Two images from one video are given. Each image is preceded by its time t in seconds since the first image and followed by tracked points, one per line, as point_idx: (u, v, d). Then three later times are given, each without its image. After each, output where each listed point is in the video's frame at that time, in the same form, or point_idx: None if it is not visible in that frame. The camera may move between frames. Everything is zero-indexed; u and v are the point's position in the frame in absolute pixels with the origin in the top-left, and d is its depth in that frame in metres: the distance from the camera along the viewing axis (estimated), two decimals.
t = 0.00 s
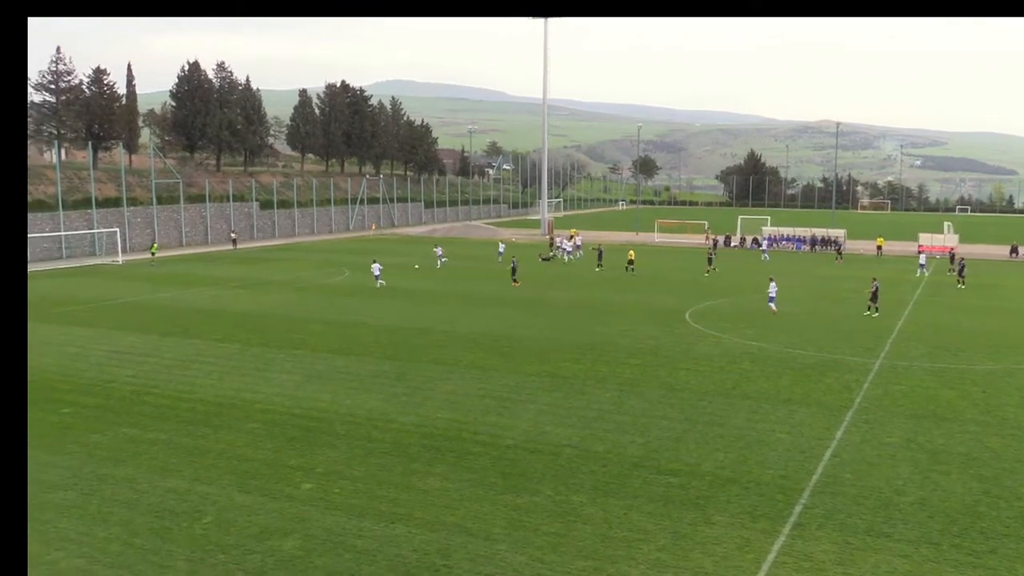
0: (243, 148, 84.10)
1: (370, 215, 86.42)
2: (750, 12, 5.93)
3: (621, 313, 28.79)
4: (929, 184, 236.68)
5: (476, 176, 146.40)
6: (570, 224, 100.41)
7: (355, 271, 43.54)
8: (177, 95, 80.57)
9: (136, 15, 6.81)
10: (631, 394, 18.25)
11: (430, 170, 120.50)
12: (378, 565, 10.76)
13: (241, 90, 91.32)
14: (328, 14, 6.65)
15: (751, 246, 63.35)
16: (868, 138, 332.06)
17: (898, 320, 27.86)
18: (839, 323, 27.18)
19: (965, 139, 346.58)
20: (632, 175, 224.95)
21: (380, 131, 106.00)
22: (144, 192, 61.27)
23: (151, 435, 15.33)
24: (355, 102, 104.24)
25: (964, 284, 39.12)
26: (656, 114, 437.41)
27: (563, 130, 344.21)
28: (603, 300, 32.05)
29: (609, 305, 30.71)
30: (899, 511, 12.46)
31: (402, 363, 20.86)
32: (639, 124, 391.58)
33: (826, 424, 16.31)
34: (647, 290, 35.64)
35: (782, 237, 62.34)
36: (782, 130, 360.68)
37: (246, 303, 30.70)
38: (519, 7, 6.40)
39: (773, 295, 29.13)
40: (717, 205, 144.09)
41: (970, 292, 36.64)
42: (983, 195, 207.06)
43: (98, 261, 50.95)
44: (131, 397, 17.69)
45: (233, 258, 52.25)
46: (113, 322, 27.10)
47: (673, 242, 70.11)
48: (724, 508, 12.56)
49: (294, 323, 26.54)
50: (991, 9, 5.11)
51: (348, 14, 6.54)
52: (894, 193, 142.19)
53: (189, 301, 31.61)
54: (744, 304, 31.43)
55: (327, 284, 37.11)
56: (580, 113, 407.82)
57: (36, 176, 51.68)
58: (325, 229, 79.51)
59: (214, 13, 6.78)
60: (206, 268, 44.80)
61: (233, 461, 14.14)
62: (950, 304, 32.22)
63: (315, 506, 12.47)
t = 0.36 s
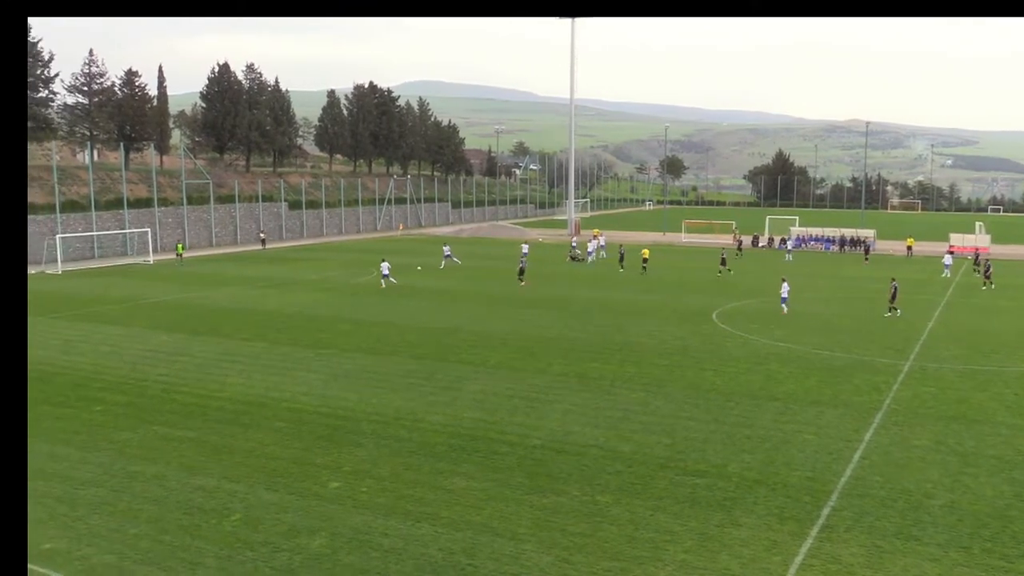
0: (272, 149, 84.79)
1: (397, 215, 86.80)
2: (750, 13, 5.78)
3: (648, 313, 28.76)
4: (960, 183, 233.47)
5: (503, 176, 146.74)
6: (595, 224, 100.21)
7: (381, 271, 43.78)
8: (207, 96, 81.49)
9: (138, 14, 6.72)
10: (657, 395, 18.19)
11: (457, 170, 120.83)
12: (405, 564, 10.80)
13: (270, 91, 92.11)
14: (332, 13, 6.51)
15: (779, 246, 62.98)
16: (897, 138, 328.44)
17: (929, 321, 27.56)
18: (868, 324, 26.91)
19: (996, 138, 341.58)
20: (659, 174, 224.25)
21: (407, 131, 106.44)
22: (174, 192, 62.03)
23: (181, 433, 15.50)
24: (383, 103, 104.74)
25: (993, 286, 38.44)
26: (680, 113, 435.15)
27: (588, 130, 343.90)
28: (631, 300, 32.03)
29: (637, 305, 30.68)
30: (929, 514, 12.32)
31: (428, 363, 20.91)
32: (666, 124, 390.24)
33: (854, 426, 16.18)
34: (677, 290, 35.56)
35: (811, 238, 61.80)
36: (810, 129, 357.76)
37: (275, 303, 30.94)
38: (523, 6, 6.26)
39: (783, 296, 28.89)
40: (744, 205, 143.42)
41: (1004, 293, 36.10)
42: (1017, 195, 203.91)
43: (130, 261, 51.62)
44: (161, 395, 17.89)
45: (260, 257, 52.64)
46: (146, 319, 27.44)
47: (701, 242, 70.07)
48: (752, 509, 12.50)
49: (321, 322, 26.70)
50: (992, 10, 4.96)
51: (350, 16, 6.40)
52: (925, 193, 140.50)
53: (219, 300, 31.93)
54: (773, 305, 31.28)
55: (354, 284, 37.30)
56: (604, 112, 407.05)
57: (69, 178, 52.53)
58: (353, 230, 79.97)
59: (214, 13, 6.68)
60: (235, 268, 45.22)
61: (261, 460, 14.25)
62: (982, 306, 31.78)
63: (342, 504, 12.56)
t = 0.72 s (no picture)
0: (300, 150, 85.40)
1: (424, 216, 87.11)
2: (752, 13, 5.84)
3: (675, 313, 28.72)
4: (992, 183, 230.46)
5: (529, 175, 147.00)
6: (619, 224, 100.04)
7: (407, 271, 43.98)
8: (236, 97, 82.37)
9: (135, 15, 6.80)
10: (683, 396, 18.12)
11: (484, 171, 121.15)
12: (430, 564, 10.83)
13: (298, 93, 92.87)
14: (329, 13, 6.54)
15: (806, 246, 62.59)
16: (926, 138, 324.93)
17: (960, 322, 27.27)
18: (898, 325, 26.68)
19: None
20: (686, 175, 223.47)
21: (434, 132, 106.83)
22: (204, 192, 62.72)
23: (209, 431, 15.65)
24: (410, 104, 105.23)
25: None
26: (705, 113, 432.97)
27: (613, 130, 343.47)
28: (659, 300, 31.98)
29: (664, 305, 30.60)
30: (958, 517, 12.19)
31: (454, 363, 20.98)
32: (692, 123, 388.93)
33: (881, 428, 16.06)
34: (705, 290, 35.42)
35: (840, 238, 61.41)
36: (837, 130, 354.89)
37: (303, 303, 31.11)
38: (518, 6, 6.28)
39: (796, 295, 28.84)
40: (771, 205, 142.82)
41: None
42: None
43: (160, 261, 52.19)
44: (191, 394, 18.07)
45: (287, 257, 52.99)
46: (176, 318, 27.70)
47: (728, 242, 70.06)
48: (778, 511, 12.44)
49: (348, 322, 26.86)
50: (986, 9, 5.05)
51: (347, 15, 6.44)
52: (955, 192, 138.97)
53: (247, 299, 32.19)
54: (802, 305, 31.13)
55: (380, 284, 37.53)
56: (629, 112, 406.44)
57: (101, 179, 53.19)
58: (380, 230, 80.33)
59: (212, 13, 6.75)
60: (262, 268, 45.55)
61: (288, 458, 14.35)
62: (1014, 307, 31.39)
63: (367, 503, 12.63)
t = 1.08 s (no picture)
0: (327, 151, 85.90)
1: (450, 216, 87.25)
2: (749, 13, 5.84)
3: (701, 315, 28.58)
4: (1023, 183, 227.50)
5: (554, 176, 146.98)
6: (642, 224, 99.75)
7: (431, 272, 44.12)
8: (264, 99, 83.13)
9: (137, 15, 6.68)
10: (709, 398, 18.03)
11: (509, 171, 121.25)
12: (456, 564, 10.86)
13: (325, 95, 93.45)
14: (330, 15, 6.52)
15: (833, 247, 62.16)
16: (954, 137, 321.23)
17: (992, 324, 26.94)
18: (927, 326, 26.41)
19: None
20: (710, 175, 222.66)
21: (459, 134, 107.03)
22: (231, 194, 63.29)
23: (237, 431, 15.77)
24: (435, 105, 105.51)
25: None
26: (727, 114, 430.64)
27: (636, 130, 342.72)
28: (685, 302, 31.88)
29: (690, 306, 30.49)
30: (989, 522, 12.04)
31: (478, 364, 21.01)
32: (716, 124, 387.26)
33: (910, 431, 15.89)
34: (731, 292, 35.23)
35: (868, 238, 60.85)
36: (863, 131, 351.91)
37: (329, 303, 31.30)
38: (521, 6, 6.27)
39: (811, 299, 28.53)
40: (797, 206, 142.03)
41: None
42: None
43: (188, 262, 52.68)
44: (219, 394, 18.22)
45: (312, 258, 53.29)
46: (204, 318, 27.97)
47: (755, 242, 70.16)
48: (805, 514, 12.35)
49: (373, 322, 26.97)
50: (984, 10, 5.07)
51: (349, 15, 6.41)
52: (985, 193, 137.42)
53: (274, 300, 32.44)
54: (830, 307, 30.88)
55: (405, 285, 37.66)
56: (652, 113, 405.51)
57: (130, 181, 54.13)
58: (405, 231, 80.58)
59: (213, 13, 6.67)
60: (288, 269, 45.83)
61: (314, 458, 14.45)
62: None
63: (393, 503, 12.68)
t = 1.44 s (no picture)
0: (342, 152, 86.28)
1: (465, 217, 87.38)
2: (750, 12, 5.91)
3: (716, 315, 28.52)
4: None
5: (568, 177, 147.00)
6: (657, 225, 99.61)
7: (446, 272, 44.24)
8: (280, 100, 83.59)
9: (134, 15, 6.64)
10: (724, 399, 17.99)
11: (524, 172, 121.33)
12: (469, 564, 10.86)
13: (340, 96, 93.82)
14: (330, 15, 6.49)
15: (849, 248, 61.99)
16: (972, 138, 318.89)
17: (1010, 325, 26.74)
18: (945, 328, 26.25)
19: None
20: (725, 176, 222.33)
21: (474, 134, 107.12)
22: (247, 195, 63.63)
23: (251, 431, 15.84)
24: (450, 106, 105.62)
25: None
26: (742, 114, 429.03)
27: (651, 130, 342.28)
28: (700, 302, 31.83)
29: (706, 308, 30.42)
30: (1006, 525, 11.95)
31: (492, 365, 21.03)
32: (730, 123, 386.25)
33: (926, 433, 15.78)
34: (747, 293, 35.15)
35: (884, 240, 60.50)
36: (879, 131, 350.03)
37: (344, 304, 31.42)
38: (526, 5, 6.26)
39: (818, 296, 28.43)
40: (813, 207, 141.53)
41: None
42: None
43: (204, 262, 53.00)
44: (235, 393, 18.33)
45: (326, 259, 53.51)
46: (221, 318, 28.13)
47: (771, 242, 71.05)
48: (820, 517, 12.29)
49: (388, 323, 27.05)
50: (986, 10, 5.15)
51: (349, 16, 6.40)
52: (1004, 193, 136.50)
53: (290, 300, 32.59)
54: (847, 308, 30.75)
55: (419, 286, 37.76)
56: (666, 113, 404.96)
57: (146, 182, 54.55)
58: (420, 232, 80.76)
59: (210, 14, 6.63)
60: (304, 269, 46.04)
61: (329, 458, 14.50)
62: None
63: (407, 503, 12.71)
